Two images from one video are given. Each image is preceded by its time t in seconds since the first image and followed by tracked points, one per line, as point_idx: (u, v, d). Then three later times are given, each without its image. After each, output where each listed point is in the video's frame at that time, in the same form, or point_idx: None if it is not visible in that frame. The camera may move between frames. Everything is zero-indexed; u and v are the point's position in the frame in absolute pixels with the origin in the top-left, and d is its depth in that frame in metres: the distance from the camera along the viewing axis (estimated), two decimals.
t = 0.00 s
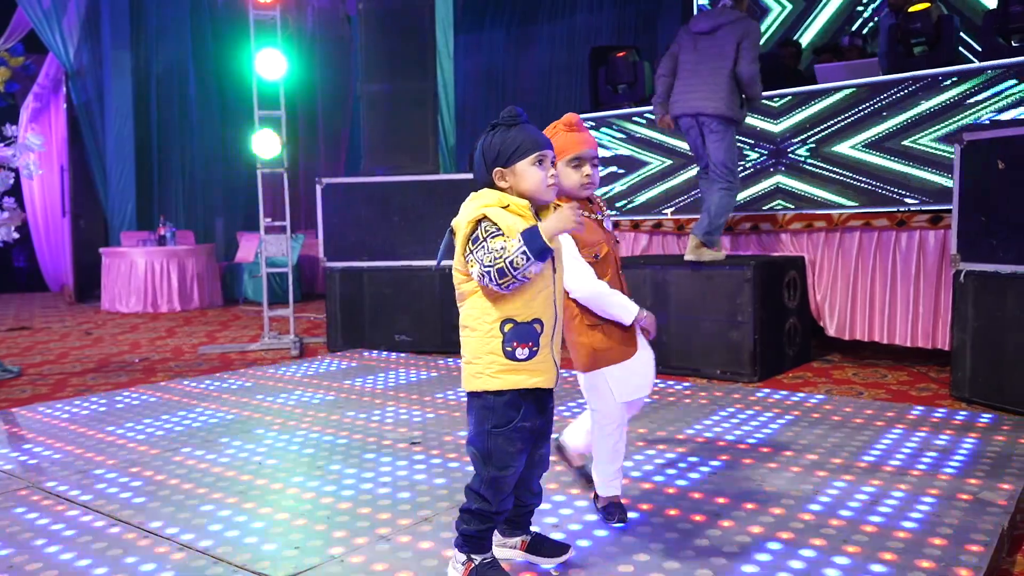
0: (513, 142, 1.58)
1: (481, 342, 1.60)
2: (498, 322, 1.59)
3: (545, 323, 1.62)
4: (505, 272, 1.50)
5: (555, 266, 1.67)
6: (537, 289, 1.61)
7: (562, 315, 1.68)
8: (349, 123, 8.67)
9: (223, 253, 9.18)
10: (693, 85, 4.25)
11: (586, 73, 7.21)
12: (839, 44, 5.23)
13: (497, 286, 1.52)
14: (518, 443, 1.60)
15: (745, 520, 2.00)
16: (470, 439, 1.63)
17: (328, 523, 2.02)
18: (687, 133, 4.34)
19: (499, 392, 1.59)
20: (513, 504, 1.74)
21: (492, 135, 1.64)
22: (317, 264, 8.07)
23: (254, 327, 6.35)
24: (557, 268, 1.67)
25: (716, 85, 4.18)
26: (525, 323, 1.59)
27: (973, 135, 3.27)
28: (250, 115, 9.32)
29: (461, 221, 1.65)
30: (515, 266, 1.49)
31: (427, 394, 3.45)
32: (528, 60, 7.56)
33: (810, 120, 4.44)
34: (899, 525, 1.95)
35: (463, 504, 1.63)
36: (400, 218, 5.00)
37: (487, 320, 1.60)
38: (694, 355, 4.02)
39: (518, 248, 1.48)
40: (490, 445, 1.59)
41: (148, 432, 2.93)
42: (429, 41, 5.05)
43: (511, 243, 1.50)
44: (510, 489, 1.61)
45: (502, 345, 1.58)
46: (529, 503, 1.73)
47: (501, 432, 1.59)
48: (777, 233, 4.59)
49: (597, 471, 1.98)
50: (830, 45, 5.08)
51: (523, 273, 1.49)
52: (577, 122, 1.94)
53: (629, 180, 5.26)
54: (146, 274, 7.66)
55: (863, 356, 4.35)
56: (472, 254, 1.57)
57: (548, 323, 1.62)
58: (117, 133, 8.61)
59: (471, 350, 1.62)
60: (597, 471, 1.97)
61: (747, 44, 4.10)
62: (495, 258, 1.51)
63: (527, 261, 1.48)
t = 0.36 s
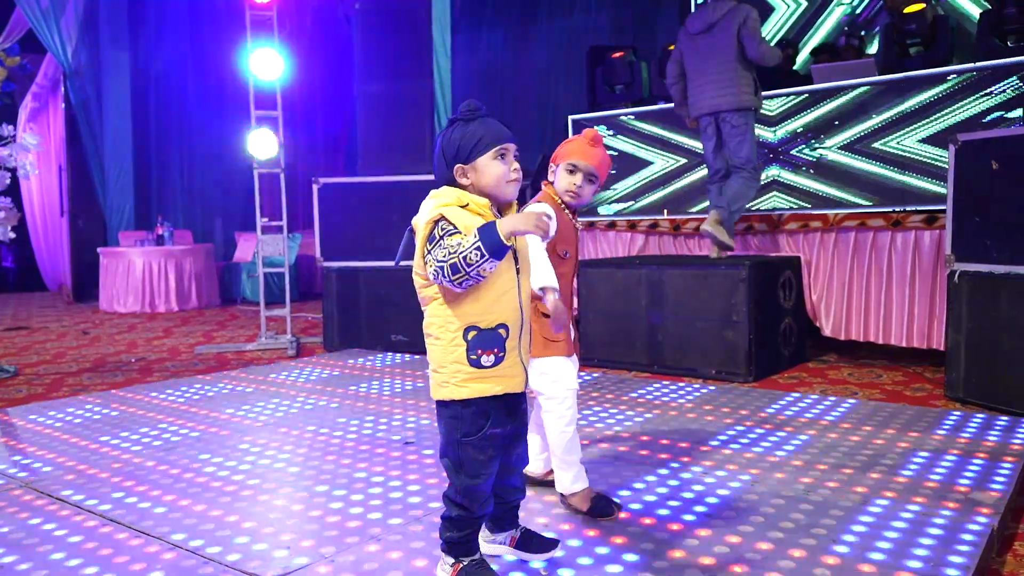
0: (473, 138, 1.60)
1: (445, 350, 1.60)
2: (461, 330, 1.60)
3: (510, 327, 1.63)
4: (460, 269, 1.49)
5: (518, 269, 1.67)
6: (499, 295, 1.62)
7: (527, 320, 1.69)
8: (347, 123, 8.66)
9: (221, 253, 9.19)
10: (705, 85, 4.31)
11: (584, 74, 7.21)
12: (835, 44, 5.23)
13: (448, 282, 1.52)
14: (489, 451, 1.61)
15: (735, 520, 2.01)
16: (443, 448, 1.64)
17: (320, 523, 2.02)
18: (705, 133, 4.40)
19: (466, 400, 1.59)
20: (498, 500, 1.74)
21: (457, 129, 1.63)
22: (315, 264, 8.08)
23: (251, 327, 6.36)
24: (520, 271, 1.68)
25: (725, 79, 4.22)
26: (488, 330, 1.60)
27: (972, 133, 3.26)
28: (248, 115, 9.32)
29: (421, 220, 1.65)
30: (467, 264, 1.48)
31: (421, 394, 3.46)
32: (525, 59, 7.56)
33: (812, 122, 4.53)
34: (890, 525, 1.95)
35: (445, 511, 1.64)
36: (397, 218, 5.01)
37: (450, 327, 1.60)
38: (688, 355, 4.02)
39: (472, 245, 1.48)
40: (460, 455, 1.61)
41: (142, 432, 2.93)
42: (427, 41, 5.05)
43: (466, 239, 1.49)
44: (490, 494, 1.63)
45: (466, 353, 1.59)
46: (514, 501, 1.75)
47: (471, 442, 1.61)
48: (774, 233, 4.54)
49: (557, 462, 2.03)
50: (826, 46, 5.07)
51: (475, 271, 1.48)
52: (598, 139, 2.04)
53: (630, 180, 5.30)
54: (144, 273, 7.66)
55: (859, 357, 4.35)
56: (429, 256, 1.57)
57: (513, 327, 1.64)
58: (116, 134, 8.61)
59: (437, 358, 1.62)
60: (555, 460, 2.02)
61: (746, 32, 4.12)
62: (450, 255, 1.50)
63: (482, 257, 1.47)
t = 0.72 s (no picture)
0: (481, 142, 1.61)
1: (454, 345, 1.62)
2: (470, 325, 1.61)
3: (518, 324, 1.64)
4: (461, 270, 1.52)
5: (527, 266, 1.68)
6: (507, 290, 1.62)
7: (535, 316, 1.69)
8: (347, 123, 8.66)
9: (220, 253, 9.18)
10: (717, 85, 4.28)
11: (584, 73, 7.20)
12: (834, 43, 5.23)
13: (450, 280, 1.55)
14: (495, 445, 1.61)
15: (734, 519, 2.01)
16: (449, 441, 1.64)
17: (320, 522, 2.03)
18: (714, 132, 4.35)
19: (474, 394, 1.60)
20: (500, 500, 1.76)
21: (467, 133, 1.64)
22: (315, 263, 8.08)
23: (250, 327, 6.36)
24: (528, 268, 1.68)
25: (740, 81, 4.22)
26: (497, 326, 1.61)
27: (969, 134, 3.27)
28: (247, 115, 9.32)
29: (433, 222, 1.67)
30: (467, 263, 1.51)
31: (421, 393, 3.46)
32: (525, 58, 7.55)
33: (813, 116, 4.52)
34: (889, 524, 1.96)
35: (448, 505, 1.64)
36: (397, 218, 5.00)
37: (459, 323, 1.61)
38: (688, 355, 4.03)
39: (472, 246, 1.50)
40: (466, 450, 1.61)
41: (142, 432, 2.94)
42: (427, 41, 5.06)
43: (466, 240, 1.52)
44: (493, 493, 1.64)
45: (475, 348, 1.60)
46: (517, 500, 1.76)
47: (477, 435, 1.61)
48: (773, 234, 4.53)
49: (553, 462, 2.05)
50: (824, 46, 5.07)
51: (476, 270, 1.51)
52: (576, 126, 2.03)
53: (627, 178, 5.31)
54: (143, 272, 7.66)
55: (858, 357, 4.35)
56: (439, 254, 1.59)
57: (521, 323, 1.64)
58: (115, 133, 8.60)
59: (446, 354, 1.63)
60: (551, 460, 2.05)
61: (765, 32, 4.13)
62: (452, 256, 1.53)
63: (481, 257, 1.50)
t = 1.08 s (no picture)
0: (489, 145, 1.62)
1: (450, 330, 1.65)
2: (467, 311, 1.64)
3: (513, 314, 1.66)
4: (463, 263, 1.55)
5: (525, 262, 1.70)
6: (505, 280, 1.65)
7: (530, 308, 1.72)
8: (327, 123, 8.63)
9: (200, 254, 9.12)
10: (712, 87, 4.24)
11: (564, 73, 7.23)
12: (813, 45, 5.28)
13: (453, 272, 1.58)
14: (485, 426, 1.64)
15: (716, 514, 2.04)
16: (441, 424, 1.67)
17: (305, 521, 2.03)
18: (705, 134, 4.31)
19: (467, 377, 1.62)
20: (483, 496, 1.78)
21: (476, 138, 1.65)
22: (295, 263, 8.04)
23: (231, 327, 6.33)
24: (526, 266, 1.71)
25: (736, 84, 4.20)
26: (492, 314, 1.64)
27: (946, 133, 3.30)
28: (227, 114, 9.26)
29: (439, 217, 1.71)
30: (468, 257, 1.54)
31: (406, 392, 3.47)
32: (506, 58, 7.57)
33: (791, 117, 4.57)
34: (867, 518, 2.00)
35: (436, 485, 1.67)
36: (378, 217, 5.01)
37: (457, 309, 1.65)
38: (669, 353, 4.07)
39: (473, 240, 1.53)
40: (457, 430, 1.63)
41: (124, 432, 2.92)
42: (408, 41, 5.06)
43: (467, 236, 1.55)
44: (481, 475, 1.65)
45: (469, 333, 1.63)
46: (499, 497, 1.78)
47: (468, 417, 1.63)
48: (752, 233, 4.56)
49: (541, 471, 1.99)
50: (803, 48, 5.11)
51: (475, 263, 1.54)
52: (535, 118, 2.04)
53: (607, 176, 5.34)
54: (122, 273, 7.60)
55: (836, 355, 4.40)
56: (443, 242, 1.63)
57: (516, 315, 1.67)
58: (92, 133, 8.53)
59: (442, 338, 1.67)
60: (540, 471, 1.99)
61: (765, 37, 4.19)
62: (453, 248, 1.57)
63: (480, 251, 1.53)
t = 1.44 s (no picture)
0: (454, 147, 1.64)
1: (420, 333, 1.65)
2: (436, 314, 1.64)
3: (482, 317, 1.67)
4: (443, 229, 1.53)
5: (492, 264, 1.71)
6: (473, 283, 1.66)
7: (500, 309, 1.72)
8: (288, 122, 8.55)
9: (158, 254, 8.96)
10: (671, 87, 4.29)
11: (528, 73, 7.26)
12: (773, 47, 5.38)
13: (434, 244, 1.56)
14: (459, 426, 1.64)
15: (688, 507, 2.08)
16: (414, 424, 1.66)
17: (279, 520, 2.02)
18: (667, 133, 4.36)
19: (437, 379, 1.63)
20: (460, 494, 1.79)
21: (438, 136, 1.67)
22: (258, 262, 7.95)
23: (193, 328, 6.24)
24: (494, 266, 1.71)
25: (694, 84, 4.26)
26: (461, 317, 1.64)
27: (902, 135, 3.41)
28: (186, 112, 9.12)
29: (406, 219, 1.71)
30: (447, 221, 1.52)
31: (374, 391, 3.46)
32: (469, 56, 7.57)
33: (744, 124, 4.67)
34: (834, 509, 2.05)
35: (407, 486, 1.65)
36: (344, 216, 4.99)
37: (426, 312, 1.65)
38: (636, 350, 4.11)
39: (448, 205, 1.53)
40: (432, 429, 1.63)
41: (87, 434, 2.87)
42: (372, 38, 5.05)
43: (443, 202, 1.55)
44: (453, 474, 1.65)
45: (439, 336, 1.63)
46: (478, 494, 1.79)
47: (441, 417, 1.63)
48: (717, 232, 4.64)
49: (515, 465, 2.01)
50: (763, 50, 5.20)
51: (456, 227, 1.52)
52: (510, 121, 2.01)
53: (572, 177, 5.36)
54: (79, 273, 7.44)
55: (797, 351, 4.49)
56: (412, 244, 1.63)
57: (485, 317, 1.67)
58: (47, 131, 8.34)
59: (412, 341, 1.67)
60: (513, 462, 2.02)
61: (717, 36, 4.26)
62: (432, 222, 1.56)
63: (458, 213, 1.51)
